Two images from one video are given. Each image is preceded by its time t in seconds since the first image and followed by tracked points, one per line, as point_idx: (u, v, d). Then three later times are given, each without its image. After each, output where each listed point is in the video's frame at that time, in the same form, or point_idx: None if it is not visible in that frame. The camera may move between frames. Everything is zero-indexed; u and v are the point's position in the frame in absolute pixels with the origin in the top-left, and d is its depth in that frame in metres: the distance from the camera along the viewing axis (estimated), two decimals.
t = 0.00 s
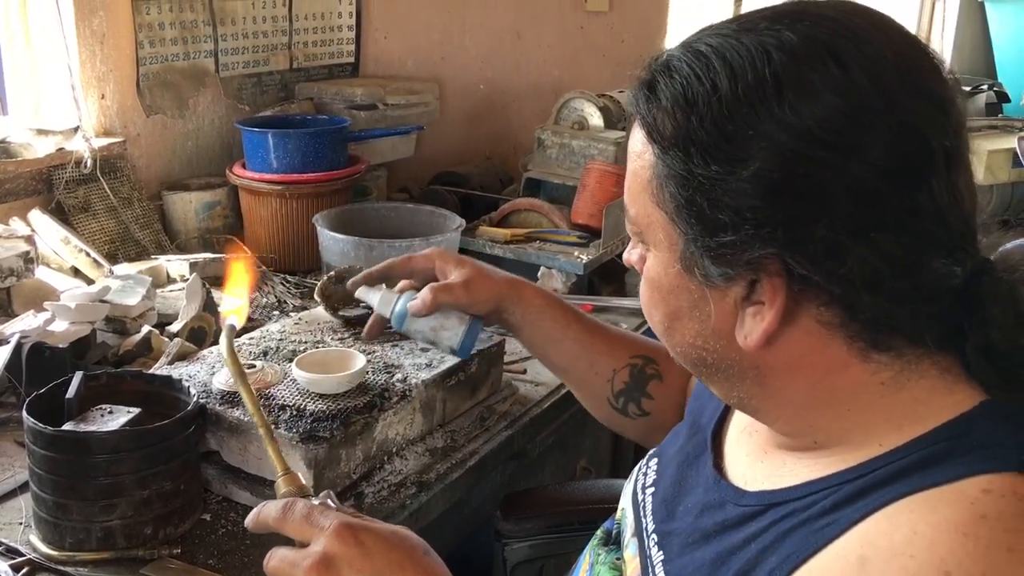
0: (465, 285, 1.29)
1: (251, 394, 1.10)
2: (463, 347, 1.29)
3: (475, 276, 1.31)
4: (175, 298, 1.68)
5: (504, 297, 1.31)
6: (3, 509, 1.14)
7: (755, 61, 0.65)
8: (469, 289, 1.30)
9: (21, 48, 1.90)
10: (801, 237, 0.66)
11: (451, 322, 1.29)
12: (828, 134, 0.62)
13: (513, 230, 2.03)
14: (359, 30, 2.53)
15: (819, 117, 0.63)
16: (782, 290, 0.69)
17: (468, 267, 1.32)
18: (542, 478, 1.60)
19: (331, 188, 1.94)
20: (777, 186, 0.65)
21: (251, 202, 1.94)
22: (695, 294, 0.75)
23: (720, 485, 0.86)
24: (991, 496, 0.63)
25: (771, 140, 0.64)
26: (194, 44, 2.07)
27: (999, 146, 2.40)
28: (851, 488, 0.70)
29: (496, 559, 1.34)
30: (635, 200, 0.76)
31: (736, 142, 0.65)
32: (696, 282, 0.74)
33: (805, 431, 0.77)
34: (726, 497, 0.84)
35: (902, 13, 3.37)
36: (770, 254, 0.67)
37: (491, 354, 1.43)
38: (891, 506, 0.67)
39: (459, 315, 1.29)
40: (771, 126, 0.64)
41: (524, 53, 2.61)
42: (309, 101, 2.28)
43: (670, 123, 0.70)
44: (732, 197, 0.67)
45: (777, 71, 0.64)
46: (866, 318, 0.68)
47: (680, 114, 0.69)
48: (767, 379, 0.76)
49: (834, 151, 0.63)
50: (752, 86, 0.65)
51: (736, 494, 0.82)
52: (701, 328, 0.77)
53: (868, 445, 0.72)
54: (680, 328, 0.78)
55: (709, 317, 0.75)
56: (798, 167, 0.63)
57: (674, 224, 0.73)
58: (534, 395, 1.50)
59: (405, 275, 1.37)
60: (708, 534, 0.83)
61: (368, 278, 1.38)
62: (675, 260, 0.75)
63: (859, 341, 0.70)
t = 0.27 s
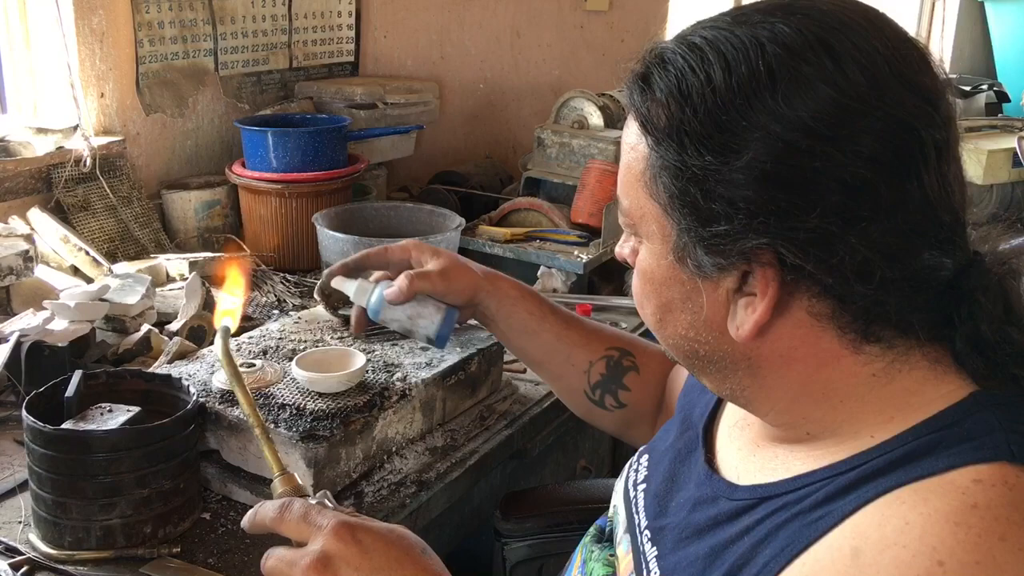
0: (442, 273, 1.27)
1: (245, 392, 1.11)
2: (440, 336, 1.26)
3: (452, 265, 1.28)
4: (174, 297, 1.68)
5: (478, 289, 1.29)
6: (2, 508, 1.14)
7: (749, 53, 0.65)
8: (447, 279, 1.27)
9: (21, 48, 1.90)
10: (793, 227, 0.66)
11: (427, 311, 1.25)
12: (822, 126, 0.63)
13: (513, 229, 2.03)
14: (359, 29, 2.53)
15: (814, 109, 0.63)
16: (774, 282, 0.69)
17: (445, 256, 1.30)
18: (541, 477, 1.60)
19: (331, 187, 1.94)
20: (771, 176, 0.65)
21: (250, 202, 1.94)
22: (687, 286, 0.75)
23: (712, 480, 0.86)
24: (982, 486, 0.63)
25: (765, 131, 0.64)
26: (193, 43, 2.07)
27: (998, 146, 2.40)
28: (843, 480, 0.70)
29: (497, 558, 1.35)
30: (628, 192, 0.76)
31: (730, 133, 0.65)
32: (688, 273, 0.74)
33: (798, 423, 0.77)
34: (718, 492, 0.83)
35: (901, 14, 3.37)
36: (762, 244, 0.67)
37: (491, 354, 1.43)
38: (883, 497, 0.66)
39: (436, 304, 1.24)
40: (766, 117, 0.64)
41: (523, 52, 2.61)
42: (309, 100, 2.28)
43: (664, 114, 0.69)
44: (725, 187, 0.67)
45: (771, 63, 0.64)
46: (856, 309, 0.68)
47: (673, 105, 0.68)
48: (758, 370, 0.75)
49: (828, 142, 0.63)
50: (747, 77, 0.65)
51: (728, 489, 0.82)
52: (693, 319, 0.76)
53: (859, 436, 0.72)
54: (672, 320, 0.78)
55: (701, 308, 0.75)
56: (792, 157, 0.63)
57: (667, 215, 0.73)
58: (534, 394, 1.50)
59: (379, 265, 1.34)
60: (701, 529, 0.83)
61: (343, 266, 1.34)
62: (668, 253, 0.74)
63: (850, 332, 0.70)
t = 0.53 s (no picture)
0: (414, 282, 1.26)
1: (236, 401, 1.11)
2: (418, 344, 1.25)
3: (423, 270, 1.28)
4: (175, 295, 1.68)
5: (452, 290, 1.29)
6: (3, 506, 1.14)
7: (736, 50, 0.65)
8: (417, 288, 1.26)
9: (23, 46, 1.90)
10: (781, 224, 0.66)
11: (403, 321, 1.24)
12: (808, 123, 0.62)
13: (514, 228, 2.03)
14: (360, 28, 2.53)
15: (800, 106, 0.63)
16: (763, 279, 0.69)
17: (417, 263, 1.30)
18: (542, 476, 1.60)
19: (332, 185, 1.94)
20: (759, 174, 0.65)
21: (252, 201, 1.94)
22: (678, 284, 0.75)
23: (705, 477, 0.86)
24: (973, 481, 0.63)
25: (753, 128, 0.64)
26: (195, 41, 2.07)
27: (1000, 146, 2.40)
28: (835, 477, 0.70)
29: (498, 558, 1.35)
30: (618, 190, 0.76)
31: (718, 130, 0.65)
32: (678, 271, 0.74)
33: (790, 420, 0.77)
34: (711, 489, 0.83)
35: (904, 14, 3.36)
36: (751, 241, 0.67)
37: (493, 353, 1.43)
38: (876, 493, 0.66)
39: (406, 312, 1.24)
40: (753, 114, 0.64)
41: (524, 50, 2.61)
42: (311, 98, 2.28)
43: (652, 112, 0.69)
44: (713, 184, 0.67)
45: (757, 60, 0.64)
46: (846, 305, 0.68)
47: (661, 103, 0.68)
48: (749, 367, 0.75)
49: (815, 140, 0.63)
50: (734, 74, 0.65)
51: (721, 486, 0.82)
52: (684, 317, 0.76)
53: (852, 433, 0.72)
54: (663, 318, 0.78)
55: (692, 305, 0.75)
56: (779, 155, 0.63)
57: (656, 213, 0.72)
58: (534, 393, 1.50)
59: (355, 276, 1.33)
60: (694, 527, 0.83)
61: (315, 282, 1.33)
62: (657, 251, 0.74)
63: (841, 328, 0.70)
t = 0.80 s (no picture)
0: (423, 271, 1.25)
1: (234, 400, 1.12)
2: (424, 332, 1.26)
3: (433, 261, 1.27)
4: (178, 294, 1.68)
5: (461, 282, 1.28)
6: (7, 504, 1.14)
7: (735, 49, 0.65)
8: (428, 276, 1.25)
9: (26, 45, 1.90)
10: (781, 224, 0.66)
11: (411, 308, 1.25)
12: (808, 122, 0.62)
13: (517, 228, 2.03)
14: (363, 27, 2.53)
15: (800, 105, 0.63)
16: (763, 279, 0.69)
17: (426, 253, 1.28)
18: (544, 476, 1.60)
19: (335, 185, 1.94)
20: (759, 173, 0.64)
21: (254, 200, 1.94)
22: (677, 284, 0.75)
23: (705, 477, 0.85)
24: (974, 480, 0.62)
25: (752, 127, 0.64)
26: (198, 41, 2.07)
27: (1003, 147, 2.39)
28: (835, 476, 0.70)
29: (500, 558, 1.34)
30: (617, 190, 0.76)
31: (718, 130, 0.65)
32: (678, 271, 0.74)
33: (790, 420, 0.77)
34: (711, 489, 0.83)
35: (907, 15, 3.36)
36: (751, 241, 0.67)
37: (496, 353, 1.42)
38: (876, 493, 0.66)
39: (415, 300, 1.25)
40: (752, 113, 0.64)
41: (527, 50, 2.61)
42: (313, 98, 2.28)
43: (652, 112, 0.69)
44: (713, 184, 0.67)
45: (757, 59, 0.64)
46: (846, 304, 0.68)
47: (661, 102, 0.68)
48: (749, 367, 0.75)
49: (815, 139, 0.63)
50: (733, 74, 0.65)
51: (721, 486, 0.82)
52: (684, 317, 0.76)
53: (851, 433, 0.72)
54: (663, 319, 0.78)
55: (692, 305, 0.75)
56: (779, 154, 0.63)
57: (656, 212, 0.72)
58: (537, 393, 1.50)
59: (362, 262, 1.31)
60: (694, 526, 0.82)
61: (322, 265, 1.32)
62: (657, 251, 0.74)
63: (841, 327, 0.70)
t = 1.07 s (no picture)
0: (424, 270, 1.25)
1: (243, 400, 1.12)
2: (425, 332, 1.25)
3: (435, 261, 1.27)
4: (182, 294, 1.68)
5: (462, 283, 1.28)
6: (13, 504, 1.14)
7: (748, 52, 0.65)
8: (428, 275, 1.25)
9: (30, 45, 1.91)
10: (795, 227, 0.66)
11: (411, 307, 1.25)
12: (821, 126, 0.63)
13: (520, 229, 2.03)
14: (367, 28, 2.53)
15: (813, 108, 0.63)
16: (775, 283, 0.69)
17: (428, 252, 1.29)
18: (548, 477, 1.60)
19: (339, 185, 1.94)
20: (773, 176, 0.65)
21: (258, 201, 1.94)
22: (688, 288, 0.75)
23: (713, 481, 0.86)
24: (985, 484, 0.63)
25: (765, 131, 0.64)
26: (203, 41, 2.07)
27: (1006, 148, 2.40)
28: (845, 480, 0.70)
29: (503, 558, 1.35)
30: (627, 194, 0.76)
31: (730, 133, 0.65)
32: (689, 274, 0.74)
33: (800, 423, 0.77)
34: (720, 493, 0.83)
35: (909, 16, 3.36)
36: (765, 244, 0.67)
37: (501, 354, 1.43)
38: (887, 497, 0.66)
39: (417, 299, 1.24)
40: (765, 117, 0.64)
41: (530, 51, 2.62)
42: (317, 99, 2.28)
43: (663, 115, 0.69)
44: (726, 188, 0.67)
45: (769, 62, 0.64)
46: (858, 307, 0.68)
47: (673, 105, 0.69)
48: (759, 371, 0.75)
49: (829, 142, 0.63)
50: (746, 77, 0.65)
51: (730, 490, 0.82)
52: (694, 320, 0.76)
53: (861, 436, 0.73)
54: (672, 322, 0.78)
55: (703, 309, 0.75)
56: (792, 158, 0.64)
57: (667, 215, 0.73)
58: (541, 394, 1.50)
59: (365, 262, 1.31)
60: (703, 530, 0.83)
61: (323, 267, 1.33)
62: (668, 255, 0.74)
63: (852, 331, 0.70)
